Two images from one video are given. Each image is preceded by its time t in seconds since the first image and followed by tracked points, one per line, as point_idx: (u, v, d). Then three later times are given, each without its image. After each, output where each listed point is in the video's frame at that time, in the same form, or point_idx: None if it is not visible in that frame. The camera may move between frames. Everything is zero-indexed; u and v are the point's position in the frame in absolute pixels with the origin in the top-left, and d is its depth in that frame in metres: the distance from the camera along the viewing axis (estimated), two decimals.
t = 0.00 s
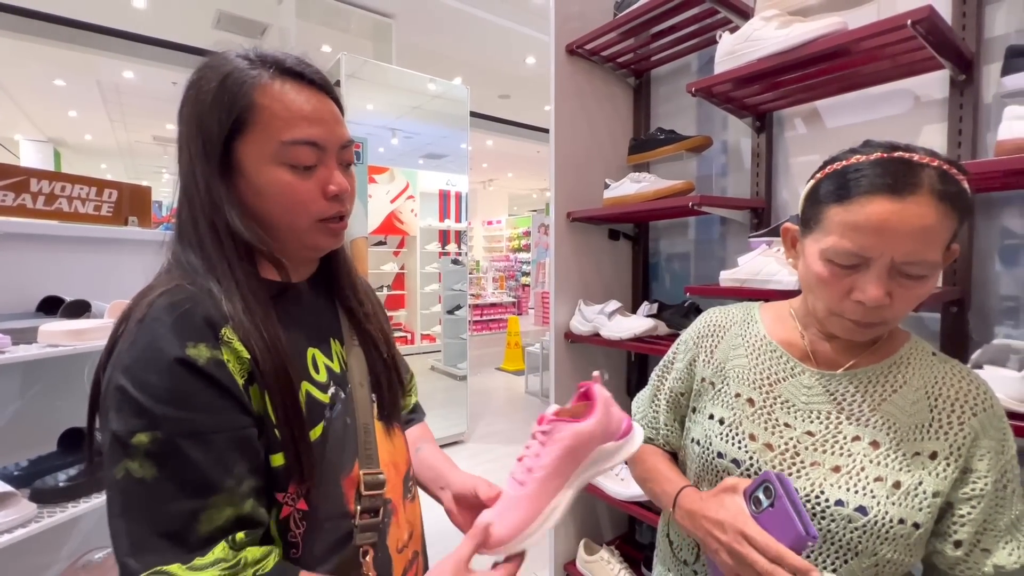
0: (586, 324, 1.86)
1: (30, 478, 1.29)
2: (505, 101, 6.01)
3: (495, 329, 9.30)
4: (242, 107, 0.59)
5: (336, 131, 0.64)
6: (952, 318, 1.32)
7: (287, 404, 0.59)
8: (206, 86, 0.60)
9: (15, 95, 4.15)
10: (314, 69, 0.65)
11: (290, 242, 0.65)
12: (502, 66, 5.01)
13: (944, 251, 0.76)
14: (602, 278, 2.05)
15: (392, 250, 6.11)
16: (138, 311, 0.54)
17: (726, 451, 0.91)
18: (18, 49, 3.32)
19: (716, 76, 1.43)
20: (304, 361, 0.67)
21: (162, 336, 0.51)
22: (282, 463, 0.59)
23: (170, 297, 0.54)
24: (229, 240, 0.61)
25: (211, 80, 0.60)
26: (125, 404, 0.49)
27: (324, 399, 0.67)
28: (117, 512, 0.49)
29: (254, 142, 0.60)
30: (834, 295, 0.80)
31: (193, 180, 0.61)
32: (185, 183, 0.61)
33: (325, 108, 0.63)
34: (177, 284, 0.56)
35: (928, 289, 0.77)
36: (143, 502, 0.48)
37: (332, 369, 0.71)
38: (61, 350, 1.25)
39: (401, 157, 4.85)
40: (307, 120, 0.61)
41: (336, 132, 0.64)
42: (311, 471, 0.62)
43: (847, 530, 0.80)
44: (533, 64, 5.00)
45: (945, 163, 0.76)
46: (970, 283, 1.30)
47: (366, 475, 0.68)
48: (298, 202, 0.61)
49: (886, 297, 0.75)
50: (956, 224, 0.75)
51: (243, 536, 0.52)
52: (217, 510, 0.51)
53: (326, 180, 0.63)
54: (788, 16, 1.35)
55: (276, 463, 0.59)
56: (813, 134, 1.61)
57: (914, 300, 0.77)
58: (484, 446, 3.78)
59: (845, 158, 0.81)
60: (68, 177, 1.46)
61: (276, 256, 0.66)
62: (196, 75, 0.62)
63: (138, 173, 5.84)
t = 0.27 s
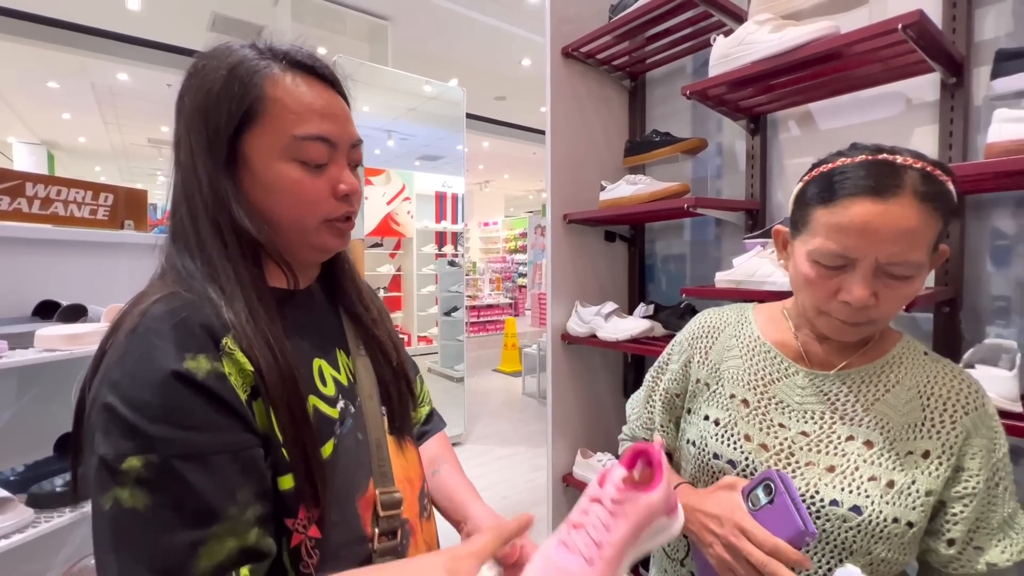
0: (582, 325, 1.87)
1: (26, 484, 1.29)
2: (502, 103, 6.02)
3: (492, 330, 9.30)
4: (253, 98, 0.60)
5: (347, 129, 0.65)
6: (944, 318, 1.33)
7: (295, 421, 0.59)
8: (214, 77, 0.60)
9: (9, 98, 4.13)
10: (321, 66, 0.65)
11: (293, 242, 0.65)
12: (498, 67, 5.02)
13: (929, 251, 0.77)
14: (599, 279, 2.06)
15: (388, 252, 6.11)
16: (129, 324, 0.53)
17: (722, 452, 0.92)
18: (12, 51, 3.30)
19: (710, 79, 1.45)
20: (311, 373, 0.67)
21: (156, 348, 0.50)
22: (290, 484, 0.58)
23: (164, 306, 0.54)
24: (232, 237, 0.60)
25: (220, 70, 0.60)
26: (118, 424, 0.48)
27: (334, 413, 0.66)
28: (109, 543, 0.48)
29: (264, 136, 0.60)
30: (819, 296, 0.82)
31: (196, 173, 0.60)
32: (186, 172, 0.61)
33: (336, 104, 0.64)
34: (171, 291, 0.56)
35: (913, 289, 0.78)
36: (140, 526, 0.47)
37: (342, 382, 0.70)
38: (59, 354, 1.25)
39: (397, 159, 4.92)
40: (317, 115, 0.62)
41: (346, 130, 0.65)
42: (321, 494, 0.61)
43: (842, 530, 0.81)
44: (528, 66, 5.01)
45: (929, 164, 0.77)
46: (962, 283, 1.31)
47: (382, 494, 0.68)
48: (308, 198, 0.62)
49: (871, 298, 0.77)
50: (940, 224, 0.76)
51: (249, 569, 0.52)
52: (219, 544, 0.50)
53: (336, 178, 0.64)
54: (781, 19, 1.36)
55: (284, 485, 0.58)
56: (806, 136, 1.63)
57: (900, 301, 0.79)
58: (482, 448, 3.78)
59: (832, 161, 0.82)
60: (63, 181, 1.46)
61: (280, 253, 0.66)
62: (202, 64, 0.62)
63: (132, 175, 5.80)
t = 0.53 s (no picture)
0: (577, 326, 1.87)
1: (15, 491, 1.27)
2: (495, 104, 6.03)
3: (487, 331, 9.30)
4: (246, 71, 0.54)
5: (351, 115, 0.60)
6: (933, 317, 1.35)
7: (307, 447, 0.52)
8: (199, 43, 0.54)
9: None
10: (320, 42, 0.60)
11: (286, 237, 0.59)
12: (491, 69, 5.03)
13: (908, 249, 0.78)
14: (593, 280, 2.07)
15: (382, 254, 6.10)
16: (94, 336, 0.45)
17: (714, 452, 0.93)
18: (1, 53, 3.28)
19: (701, 81, 1.46)
20: (319, 390, 0.60)
21: (132, 369, 0.42)
22: (311, 523, 0.51)
23: (140, 314, 0.45)
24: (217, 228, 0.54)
25: (206, 35, 0.54)
26: (80, 467, 0.39)
27: (350, 431, 0.60)
28: None
29: (260, 116, 0.55)
30: (800, 292, 0.83)
31: (173, 152, 0.54)
32: (161, 149, 0.54)
33: (337, 83, 0.59)
34: (148, 296, 0.48)
35: (894, 287, 0.79)
36: None
37: (352, 399, 0.64)
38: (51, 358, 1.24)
39: (391, 160, 4.90)
40: (318, 96, 0.57)
41: (350, 116, 0.60)
42: (344, 527, 0.54)
43: (833, 528, 0.82)
44: (522, 67, 5.02)
45: (907, 164, 0.79)
46: (950, 282, 1.33)
47: (408, 521, 0.62)
48: (307, 190, 0.57)
49: (849, 294, 0.78)
50: (919, 222, 0.77)
51: None
52: None
53: (338, 170, 0.59)
54: (771, 22, 1.38)
55: (303, 524, 0.51)
56: (797, 137, 1.64)
57: (881, 299, 0.79)
58: (477, 449, 3.78)
59: (815, 161, 0.84)
60: (53, 183, 1.45)
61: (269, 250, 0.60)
62: (182, 28, 0.55)
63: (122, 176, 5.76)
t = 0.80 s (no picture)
0: (570, 325, 1.87)
1: None
2: (488, 105, 6.03)
3: (481, 332, 9.30)
4: (222, 33, 0.47)
5: (341, 92, 0.54)
6: (921, 314, 1.36)
7: (301, 478, 0.46)
8: None
9: None
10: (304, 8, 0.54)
11: (264, 226, 0.52)
12: (483, 70, 5.04)
13: (894, 245, 0.78)
14: (585, 279, 2.07)
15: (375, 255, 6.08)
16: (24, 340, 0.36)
17: (707, 452, 0.93)
18: None
19: (692, 80, 1.46)
20: (315, 408, 0.54)
21: (82, 380, 0.34)
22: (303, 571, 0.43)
23: (87, 313, 0.37)
24: (184, 213, 0.46)
25: None
26: (15, 510, 0.31)
27: (347, 464, 0.53)
28: None
29: (236, 86, 0.47)
30: (790, 288, 0.83)
31: (128, 123, 0.45)
32: (112, 115, 0.45)
33: (323, 54, 0.52)
34: (97, 292, 0.39)
35: (881, 282, 0.79)
36: None
37: (347, 421, 0.57)
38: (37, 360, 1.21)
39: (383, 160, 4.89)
40: (305, 66, 0.50)
41: (341, 94, 0.54)
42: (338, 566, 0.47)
43: (825, 526, 0.82)
44: (514, 68, 5.04)
45: (892, 161, 0.80)
46: (937, 280, 1.34)
47: (418, 563, 0.61)
48: (292, 175, 0.50)
49: (836, 290, 0.78)
50: (904, 218, 0.78)
51: None
52: None
53: (327, 156, 0.53)
54: (760, 22, 1.38)
55: None
56: (787, 136, 1.66)
57: (868, 294, 0.80)
58: (471, 450, 3.77)
59: (803, 158, 0.84)
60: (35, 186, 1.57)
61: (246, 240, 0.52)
62: None
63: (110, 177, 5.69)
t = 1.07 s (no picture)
0: (562, 326, 1.88)
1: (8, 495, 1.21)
2: (477, 106, 6.04)
3: (472, 333, 9.30)
4: (208, 13, 0.44)
5: (334, 84, 0.53)
6: (907, 312, 1.39)
7: (291, 519, 0.42)
8: None
9: None
10: None
11: (250, 222, 0.48)
12: (473, 71, 5.05)
13: (886, 248, 0.81)
14: (578, 280, 2.08)
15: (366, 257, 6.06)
16: None
17: (703, 451, 0.94)
18: None
19: (681, 83, 1.48)
20: (304, 432, 0.51)
21: (28, 424, 0.29)
22: None
23: (38, 338, 0.32)
24: (161, 209, 0.42)
25: None
26: None
27: (342, 496, 0.50)
28: None
29: (224, 72, 0.45)
30: (787, 292, 0.85)
31: (96, 106, 0.41)
32: (76, 96, 0.41)
33: (318, 43, 0.51)
34: (49, 313, 0.34)
35: (874, 285, 0.82)
36: None
37: (339, 444, 0.54)
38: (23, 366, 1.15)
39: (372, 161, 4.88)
40: (300, 53, 0.48)
41: (335, 87, 0.53)
42: None
43: (820, 522, 0.84)
44: (503, 69, 5.05)
45: (882, 166, 0.82)
46: (922, 278, 1.37)
47: None
48: (284, 168, 0.48)
49: (833, 294, 0.80)
50: (895, 222, 0.80)
51: None
52: None
53: (320, 151, 0.51)
54: (748, 26, 1.41)
55: None
56: (775, 138, 1.68)
57: (861, 297, 0.82)
58: (464, 451, 3.78)
59: (795, 163, 0.86)
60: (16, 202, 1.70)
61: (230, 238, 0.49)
62: None
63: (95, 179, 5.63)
